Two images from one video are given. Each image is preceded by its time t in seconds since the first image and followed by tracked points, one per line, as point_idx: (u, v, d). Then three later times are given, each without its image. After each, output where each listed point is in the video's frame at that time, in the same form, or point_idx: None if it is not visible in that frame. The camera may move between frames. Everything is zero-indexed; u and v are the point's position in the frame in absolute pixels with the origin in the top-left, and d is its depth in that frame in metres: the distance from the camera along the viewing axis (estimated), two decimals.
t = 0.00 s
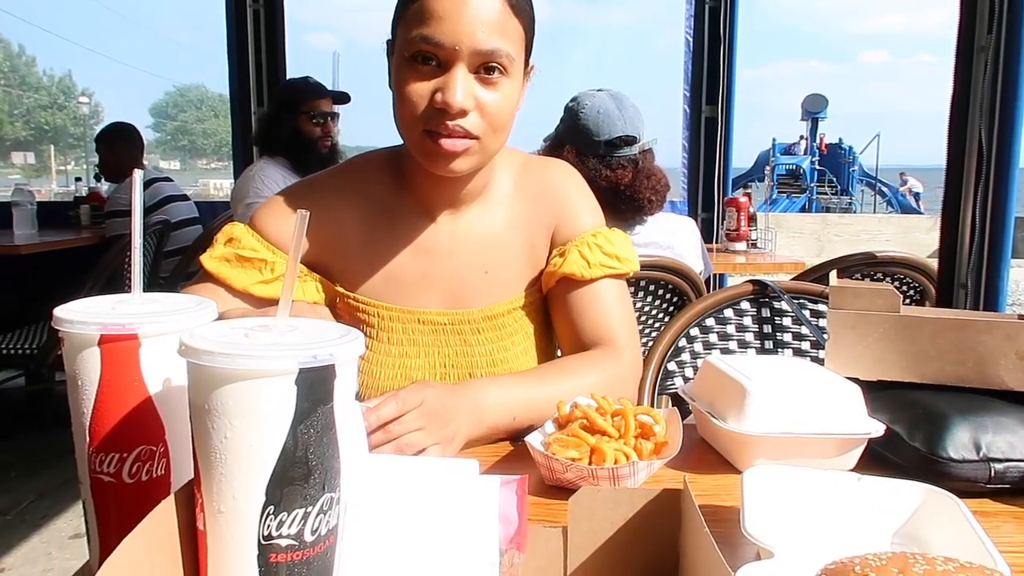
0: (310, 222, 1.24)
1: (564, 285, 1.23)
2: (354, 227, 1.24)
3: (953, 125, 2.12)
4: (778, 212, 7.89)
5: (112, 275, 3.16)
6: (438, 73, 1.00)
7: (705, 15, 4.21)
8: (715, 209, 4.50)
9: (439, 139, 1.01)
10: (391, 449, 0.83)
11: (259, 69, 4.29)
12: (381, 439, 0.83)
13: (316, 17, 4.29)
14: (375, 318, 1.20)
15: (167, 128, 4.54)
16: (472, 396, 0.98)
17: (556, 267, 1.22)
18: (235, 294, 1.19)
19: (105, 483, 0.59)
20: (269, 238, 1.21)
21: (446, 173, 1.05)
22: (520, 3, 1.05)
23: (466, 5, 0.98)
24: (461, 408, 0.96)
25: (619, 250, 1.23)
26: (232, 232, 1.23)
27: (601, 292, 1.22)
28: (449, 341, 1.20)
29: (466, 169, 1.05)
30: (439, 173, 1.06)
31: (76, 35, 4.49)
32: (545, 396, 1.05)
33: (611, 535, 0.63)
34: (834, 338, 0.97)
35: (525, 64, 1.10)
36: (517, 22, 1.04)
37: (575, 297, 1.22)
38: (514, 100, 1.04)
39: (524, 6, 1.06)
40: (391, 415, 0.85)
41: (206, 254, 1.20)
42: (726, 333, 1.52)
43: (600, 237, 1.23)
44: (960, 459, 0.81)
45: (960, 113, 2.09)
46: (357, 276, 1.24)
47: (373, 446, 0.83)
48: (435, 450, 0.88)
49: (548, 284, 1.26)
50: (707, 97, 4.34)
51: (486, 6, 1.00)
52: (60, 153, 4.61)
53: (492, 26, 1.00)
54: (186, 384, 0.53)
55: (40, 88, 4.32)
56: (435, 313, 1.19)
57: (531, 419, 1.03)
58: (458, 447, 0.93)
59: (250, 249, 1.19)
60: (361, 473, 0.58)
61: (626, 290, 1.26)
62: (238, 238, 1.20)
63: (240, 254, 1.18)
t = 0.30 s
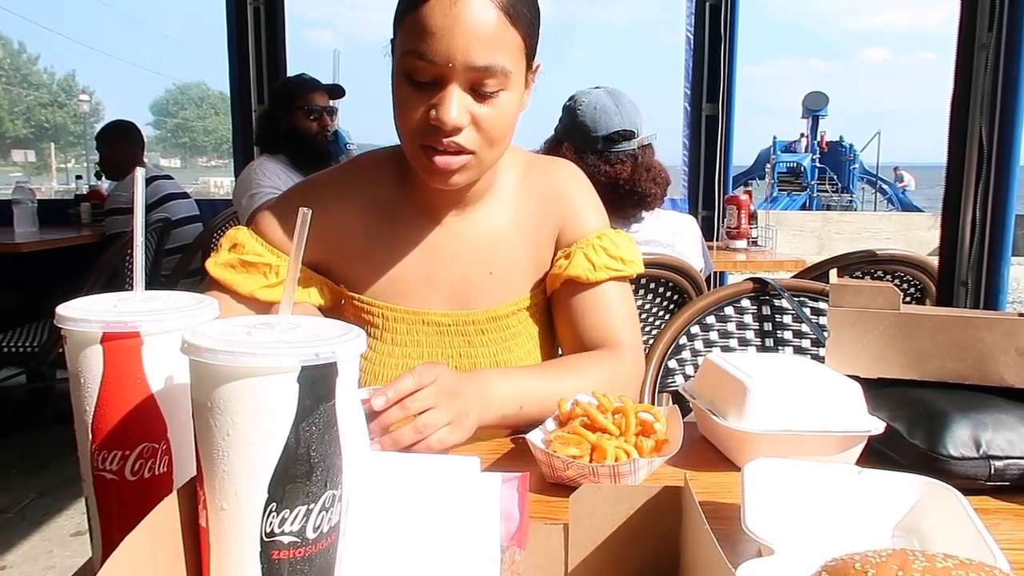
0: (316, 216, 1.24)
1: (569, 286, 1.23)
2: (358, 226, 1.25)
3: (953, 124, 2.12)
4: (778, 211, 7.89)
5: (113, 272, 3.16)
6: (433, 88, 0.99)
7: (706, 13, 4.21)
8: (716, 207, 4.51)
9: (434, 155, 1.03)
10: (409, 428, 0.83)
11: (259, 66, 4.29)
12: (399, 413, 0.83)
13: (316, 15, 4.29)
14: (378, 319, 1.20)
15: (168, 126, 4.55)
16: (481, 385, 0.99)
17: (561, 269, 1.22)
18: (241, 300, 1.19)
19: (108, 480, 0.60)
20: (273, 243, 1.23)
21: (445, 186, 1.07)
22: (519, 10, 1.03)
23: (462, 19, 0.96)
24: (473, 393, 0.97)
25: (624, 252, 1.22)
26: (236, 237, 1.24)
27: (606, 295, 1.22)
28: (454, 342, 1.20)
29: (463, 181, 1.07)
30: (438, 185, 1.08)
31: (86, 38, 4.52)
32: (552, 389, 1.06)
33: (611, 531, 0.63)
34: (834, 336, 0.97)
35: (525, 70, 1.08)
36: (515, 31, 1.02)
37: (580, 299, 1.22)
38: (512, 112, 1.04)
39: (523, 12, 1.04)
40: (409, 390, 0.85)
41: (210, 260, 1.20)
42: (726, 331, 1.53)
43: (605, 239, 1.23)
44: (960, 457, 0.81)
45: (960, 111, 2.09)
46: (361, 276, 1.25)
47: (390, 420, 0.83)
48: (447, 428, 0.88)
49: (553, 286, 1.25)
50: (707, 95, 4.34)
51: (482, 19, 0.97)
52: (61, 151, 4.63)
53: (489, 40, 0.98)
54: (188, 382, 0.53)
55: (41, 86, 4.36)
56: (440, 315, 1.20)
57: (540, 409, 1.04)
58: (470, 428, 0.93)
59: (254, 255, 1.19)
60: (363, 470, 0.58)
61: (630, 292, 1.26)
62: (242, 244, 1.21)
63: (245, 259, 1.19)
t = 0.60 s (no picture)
0: (316, 215, 1.25)
1: (570, 286, 1.23)
2: (358, 226, 1.25)
3: (954, 122, 2.12)
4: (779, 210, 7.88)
5: (113, 272, 3.16)
6: (432, 87, 0.99)
7: (707, 12, 4.20)
8: (716, 206, 4.51)
9: (433, 155, 1.03)
10: (405, 425, 0.84)
11: (259, 63, 4.27)
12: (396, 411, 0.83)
13: (316, 14, 4.28)
14: (379, 319, 1.20)
15: (167, 125, 4.57)
16: (481, 383, 0.99)
17: (562, 269, 1.22)
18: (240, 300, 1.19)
19: (108, 478, 0.60)
20: (274, 244, 1.23)
21: (443, 186, 1.08)
22: (517, 8, 1.03)
23: (459, 17, 0.96)
24: (473, 390, 0.97)
25: (624, 252, 1.22)
26: (236, 238, 1.24)
27: (606, 294, 1.22)
28: (454, 343, 1.20)
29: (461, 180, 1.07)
30: (437, 185, 1.08)
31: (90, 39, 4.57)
32: (552, 388, 1.06)
33: (611, 530, 0.63)
34: (834, 334, 0.97)
35: (524, 68, 1.08)
36: (513, 29, 1.02)
37: (580, 298, 1.22)
38: (510, 111, 1.04)
39: (521, 11, 1.04)
40: (407, 387, 0.84)
41: (209, 261, 1.20)
42: (727, 330, 1.53)
43: (605, 238, 1.23)
44: (960, 455, 0.81)
45: (960, 110, 2.09)
46: (361, 276, 1.25)
47: (387, 417, 0.83)
48: (444, 426, 0.88)
49: (553, 286, 1.25)
50: (708, 94, 4.33)
51: (480, 16, 0.97)
52: (61, 150, 4.65)
53: (487, 38, 0.98)
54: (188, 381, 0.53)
55: (42, 85, 4.36)
56: (440, 315, 1.20)
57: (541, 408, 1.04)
58: (467, 427, 0.93)
59: (253, 255, 1.20)
60: (364, 470, 0.58)
61: (630, 291, 1.26)
62: (241, 245, 1.21)
63: (244, 260, 1.19)
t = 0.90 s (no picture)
0: (318, 214, 1.25)
1: (573, 286, 1.23)
2: (361, 225, 1.25)
3: (956, 121, 2.11)
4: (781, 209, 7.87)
5: (115, 270, 3.16)
6: (435, 89, 0.99)
7: (708, 11, 4.19)
8: (718, 205, 4.51)
9: (437, 159, 1.02)
10: (411, 417, 0.85)
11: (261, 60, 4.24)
12: (402, 402, 0.83)
13: (317, 13, 4.28)
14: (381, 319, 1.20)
15: (169, 124, 4.56)
16: (484, 377, 1.00)
17: (564, 269, 1.21)
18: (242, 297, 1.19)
19: (110, 476, 0.60)
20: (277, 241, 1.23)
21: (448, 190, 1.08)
22: (519, 10, 1.03)
23: (462, 19, 0.96)
24: (479, 386, 0.97)
25: (626, 252, 1.22)
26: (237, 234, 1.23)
27: (608, 294, 1.22)
28: (456, 342, 1.21)
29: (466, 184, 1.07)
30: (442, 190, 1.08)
31: (88, 36, 4.53)
32: (556, 384, 1.06)
33: (612, 529, 0.63)
34: (838, 333, 0.97)
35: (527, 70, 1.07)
36: (516, 31, 1.02)
37: (583, 298, 1.22)
38: (513, 113, 1.03)
39: (523, 12, 1.04)
40: (414, 378, 0.85)
41: (212, 257, 1.20)
42: (729, 329, 1.52)
43: (608, 238, 1.22)
44: (963, 454, 0.81)
45: (963, 108, 2.08)
46: (364, 276, 1.25)
47: (393, 409, 0.83)
48: (450, 419, 0.89)
49: (555, 285, 1.25)
50: (709, 93, 4.32)
51: (482, 19, 0.97)
52: (63, 150, 4.63)
53: (489, 40, 0.97)
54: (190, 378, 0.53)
55: (43, 83, 4.42)
56: (442, 315, 1.20)
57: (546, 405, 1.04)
58: (472, 421, 0.93)
59: (256, 252, 1.20)
60: (366, 468, 0.58)
61: (632, 291, 1.26)
62: (244, 241, 1.21)
63: (247, 256, 1.19)
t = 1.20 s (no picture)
0: (319, 213, 1.26)
1: (575, 295, 1.23)
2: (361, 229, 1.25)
3: (959, 119, 2.11)
4: (783, 207, 7.85)
5: (116, 269, 3.17)
6: (424, 102, 0.98)
7: (711, 9, 4.18)
8: (720, 204, 4.50)
9: (426, 173, 1.02)
10: (420, 372, 0.83)
11: (263, 57, 4.23)
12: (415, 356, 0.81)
13: (319, 11, 4.28)
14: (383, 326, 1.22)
15: (171, 123, 4.59)
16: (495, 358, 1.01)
17: (566, 278, 1.22)
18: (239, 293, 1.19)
19: (111, 475, 0.60)
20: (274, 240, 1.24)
21: (438, 204, 1.08)
22: (511, 21, 1.02)
23: (451, 31, 0.95)
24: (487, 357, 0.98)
25: (629, 261, 1.22)
26: (237, 230, 1.24)
27: (611, 302, 1.22)
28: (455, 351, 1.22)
29: (455, 199, 1.06)
30: (432, 204, 1.08)
31: (90, 34, 4.53)
32: (561, 371, 1.08)
33: (613, 531, 0.63)
34: (840, 332, 0.97)
35: (522, 82, 1.07)
36: (508, 42, 1.01)
37: (586, 307, 1.22)
38: (504, 126, 1.03)
39: (516, 23, 1.03)
40: (429, 336, 0.83)
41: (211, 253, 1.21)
42: (730, 328, 1.52)
43: (610, 246, 1.22)
44: (965, 454, 0.81)
45: (966, 106, 2.08)
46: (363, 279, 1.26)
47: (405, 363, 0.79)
48: (456, 381, 0.89)
49: (556, 294, 1.26)
50: (711, 91, 4.31)
51: (473, 30, 0.96)
52: (65, 147, 4.62)
53: (479, 52, 0.96)
54: (191, 377, 0.53)
55: (44, 81, 4.40)
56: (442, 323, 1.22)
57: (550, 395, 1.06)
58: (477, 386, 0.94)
59: (256, 250, 1.21)
60: (367, 467, 0.58)
61: (635, 299, 1.25)
62: (244, 239, 1.22)
63: (247, 253, 1.20)
